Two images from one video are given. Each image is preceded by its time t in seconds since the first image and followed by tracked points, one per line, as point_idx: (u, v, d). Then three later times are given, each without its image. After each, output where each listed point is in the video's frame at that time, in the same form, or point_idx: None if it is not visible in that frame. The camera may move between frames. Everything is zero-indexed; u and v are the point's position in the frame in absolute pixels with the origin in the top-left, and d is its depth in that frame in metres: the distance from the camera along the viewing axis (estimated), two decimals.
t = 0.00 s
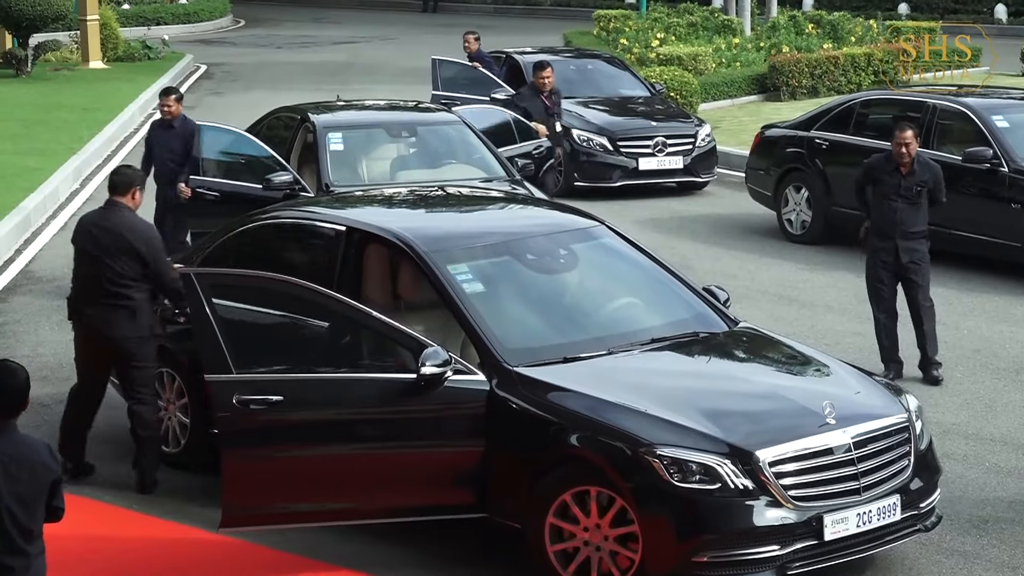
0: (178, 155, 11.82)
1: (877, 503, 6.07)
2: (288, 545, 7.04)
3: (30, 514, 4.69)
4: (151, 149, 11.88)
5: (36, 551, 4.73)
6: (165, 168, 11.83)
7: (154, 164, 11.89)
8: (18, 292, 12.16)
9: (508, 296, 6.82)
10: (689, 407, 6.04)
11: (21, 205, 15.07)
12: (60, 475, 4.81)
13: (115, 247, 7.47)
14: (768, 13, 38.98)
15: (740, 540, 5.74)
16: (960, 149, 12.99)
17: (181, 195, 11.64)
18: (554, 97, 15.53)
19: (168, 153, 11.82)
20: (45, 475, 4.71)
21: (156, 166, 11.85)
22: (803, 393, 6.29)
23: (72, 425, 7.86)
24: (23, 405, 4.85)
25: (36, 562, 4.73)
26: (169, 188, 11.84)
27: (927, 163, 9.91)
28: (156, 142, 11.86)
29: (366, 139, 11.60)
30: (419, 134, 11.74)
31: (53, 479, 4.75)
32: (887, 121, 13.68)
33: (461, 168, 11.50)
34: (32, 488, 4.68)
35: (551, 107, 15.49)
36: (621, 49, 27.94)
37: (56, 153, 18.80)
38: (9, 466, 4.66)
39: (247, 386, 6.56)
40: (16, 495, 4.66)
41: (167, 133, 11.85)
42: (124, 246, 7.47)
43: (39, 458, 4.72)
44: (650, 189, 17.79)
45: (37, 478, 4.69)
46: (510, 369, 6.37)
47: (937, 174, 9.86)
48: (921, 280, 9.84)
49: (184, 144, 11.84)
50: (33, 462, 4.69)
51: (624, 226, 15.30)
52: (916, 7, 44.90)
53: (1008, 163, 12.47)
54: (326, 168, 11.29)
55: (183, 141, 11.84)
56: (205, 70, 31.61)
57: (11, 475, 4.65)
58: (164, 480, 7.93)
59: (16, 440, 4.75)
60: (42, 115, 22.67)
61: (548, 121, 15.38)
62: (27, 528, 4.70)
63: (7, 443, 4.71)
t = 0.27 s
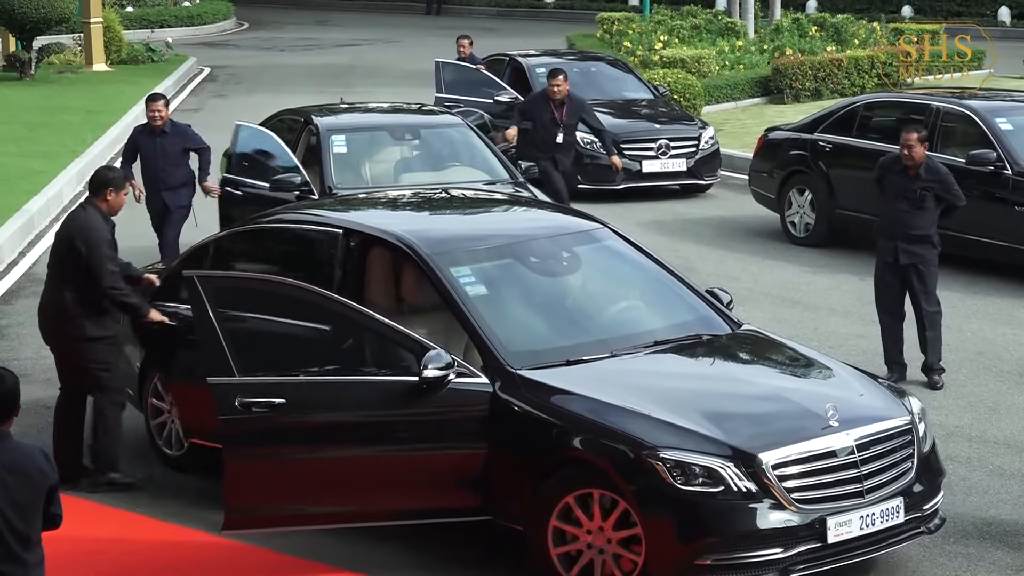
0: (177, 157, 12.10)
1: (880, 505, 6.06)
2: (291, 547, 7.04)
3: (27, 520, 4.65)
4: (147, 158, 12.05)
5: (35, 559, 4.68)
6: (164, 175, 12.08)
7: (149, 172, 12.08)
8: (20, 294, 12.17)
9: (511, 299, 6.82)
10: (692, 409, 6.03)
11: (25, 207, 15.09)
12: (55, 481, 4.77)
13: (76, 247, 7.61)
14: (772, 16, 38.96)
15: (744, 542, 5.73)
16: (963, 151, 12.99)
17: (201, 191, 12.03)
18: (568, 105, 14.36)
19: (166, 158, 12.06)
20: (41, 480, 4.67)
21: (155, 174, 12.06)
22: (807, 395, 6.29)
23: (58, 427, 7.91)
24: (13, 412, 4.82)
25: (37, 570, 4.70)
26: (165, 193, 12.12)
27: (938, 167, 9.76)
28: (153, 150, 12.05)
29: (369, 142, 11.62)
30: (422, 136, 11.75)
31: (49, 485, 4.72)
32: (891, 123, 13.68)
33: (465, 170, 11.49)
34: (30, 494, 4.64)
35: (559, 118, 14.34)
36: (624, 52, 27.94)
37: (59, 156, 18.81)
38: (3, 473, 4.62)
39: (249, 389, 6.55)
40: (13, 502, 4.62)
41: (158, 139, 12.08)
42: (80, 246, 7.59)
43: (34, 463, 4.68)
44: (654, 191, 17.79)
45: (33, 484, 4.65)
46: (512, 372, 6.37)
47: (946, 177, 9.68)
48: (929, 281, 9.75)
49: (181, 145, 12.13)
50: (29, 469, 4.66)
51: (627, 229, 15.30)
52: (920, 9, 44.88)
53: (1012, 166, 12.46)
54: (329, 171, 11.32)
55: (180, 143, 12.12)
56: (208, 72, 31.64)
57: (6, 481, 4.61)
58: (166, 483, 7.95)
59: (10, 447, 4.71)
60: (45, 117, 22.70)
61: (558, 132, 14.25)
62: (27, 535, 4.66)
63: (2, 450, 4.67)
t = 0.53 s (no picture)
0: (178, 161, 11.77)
1: (884, 507, 6.06)
2: (294, 548, 7.04)
3: (26, 526, 4.62)
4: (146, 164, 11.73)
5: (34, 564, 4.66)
6: (165, 180, 11.73)
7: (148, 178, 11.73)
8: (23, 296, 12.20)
9: (515, 300, 6.82)
10: (695, 411, 6.03)
11: (29, 209, 15.12)
12: (52, 484, 4.73)
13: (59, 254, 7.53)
14: (776, 17, 38.96)
15: (748, 544, 5.73)
16: (967, 153, 12.98)
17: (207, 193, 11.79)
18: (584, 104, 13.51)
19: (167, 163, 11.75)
20: (39, 485, 4.64)
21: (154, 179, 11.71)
22: (810, 396, 6.29)
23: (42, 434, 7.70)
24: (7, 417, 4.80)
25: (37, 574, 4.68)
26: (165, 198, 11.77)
27: (948, 171, 9.69)
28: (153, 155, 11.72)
29: (373, 143, 11.64)
30: (425, 138, 11.77)
31: (48, 489, 4.69)
32: (895, 125, 13.69)
33: (469, 172, 11.49)
34: (29, 500, 4.61)
35: (578, 116, 13.50)
36: (628, 53, 27.96)
37: (63, 158, 18.85)
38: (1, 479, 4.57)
39: (254, 391, 6.51)
40: (12, 509, 4.58)
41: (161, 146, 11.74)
42: (65, 252, 7.54)
43: (31, 468, 4.64)
44: (657, 193, 17.80)
45: (31, 489, 4.61)
46: (516, 374, 6.37)
47: (953, 181, 9.61)
48: (936, 285, 9.71)
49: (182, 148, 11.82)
50: (27, 473, 4.62)
51: (630, 230, 15.31)
52: (925, 11, 44.85)
53: (1015, 168, 12.45)
54: (333, 173, 11.35)
55: (180, 147, 11.80)
56: (212, 73, 31.67)
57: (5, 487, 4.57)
58: (170, 485, 7.96)
59: (5, 450, 4.66)
60: (49, 119, 22.73)
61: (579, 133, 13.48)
62: (27, 541, 4.63)
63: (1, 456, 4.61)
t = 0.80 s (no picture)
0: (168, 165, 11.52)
1: (886, 508, 6.05)
2: (296, 550, 7.04)
3: (24, 530, 4.39)
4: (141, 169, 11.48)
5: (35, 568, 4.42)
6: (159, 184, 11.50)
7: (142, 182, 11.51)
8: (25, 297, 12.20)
9: (517, 301, 6.82)
10: (697, 411, 6.03)
11: (31, 210, 15.12)
12: (51, 484, 4.51)
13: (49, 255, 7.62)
14: (778, 18, 38.96)
15: (750, 544, 5.73)
16: (969, 154, 12.98)
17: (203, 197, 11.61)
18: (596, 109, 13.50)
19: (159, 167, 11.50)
20: (37, 486, 4.42)
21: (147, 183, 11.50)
22: (812, 397, 6.29)
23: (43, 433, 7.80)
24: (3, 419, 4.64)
25: None
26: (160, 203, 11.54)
27: (954, 175, 9.69)
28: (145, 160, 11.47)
29: (375, 144, 11.64)
30: (428, 138, 11.77)
31: (46, 489, 4.46)
32: (897, 126, 13.69)
33: (471, 172, 11.48)
34: (25, 501, 4.39)
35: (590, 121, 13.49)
36: (630, 54, 27.96)
37: (65, 158, 18.86)
38: None
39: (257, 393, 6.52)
40: (9, 513, 4.36)
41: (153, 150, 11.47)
42: (58, 252, 7.59)
43: (26, 469, 4.42)
44: (660, 194, 17.80)
45: (30, 491, 4.40)
46: (518, 375, 6.36)
47: (959, 186, 9.62)
48: (941, 287, 9.71)
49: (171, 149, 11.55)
50: (23, 475, 4.40)
51: (633, 231, 15.29)
52: (927, 11, 44.82)
53: (1018, 168, 12.45)
54: (335, 173, 11.37)
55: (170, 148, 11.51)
56: (214, 74, 31.68)
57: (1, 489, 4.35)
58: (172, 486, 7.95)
59: None
60: (52, 120, 22.73)
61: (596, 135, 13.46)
62: (27, 544, 4.40)
63: None
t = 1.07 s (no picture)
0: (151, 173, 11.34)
1: (887, 508, 6.05)
2: (297, 550, 7.03)
3: (20, 531, 4.37)
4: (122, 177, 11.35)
5: (30, 569, 4.39)
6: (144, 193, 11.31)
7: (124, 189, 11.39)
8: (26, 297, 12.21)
9: (518, 302, 6.81)
10: (698, 411, 6.02)
11: (32, 210, 15.13)
12: (43, 487, 4.51)
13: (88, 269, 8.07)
14: (779, 18, 38.95)
15: (752, 545, 5.72)
16: (971, 154, 12.98)
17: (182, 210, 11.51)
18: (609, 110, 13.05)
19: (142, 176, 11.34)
20: (29, 488, 4.40)
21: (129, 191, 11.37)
22: (813, 397, 6.29)
23: (59, 438, 7.74)
24: None
25: None
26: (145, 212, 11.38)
27: (959, 179, 9.60)
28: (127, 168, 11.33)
29: (376, 143, 11.64)
30: (429, 138, 11.76)
31: (40, 491, 4.46)
32: (898, 126, 13.67)
33: (472, 172, 11.47)
34: (22, 503, 4.38)
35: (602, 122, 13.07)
36: (631, 54, 27.95)
37: (67, 157, 18.87)
38: None
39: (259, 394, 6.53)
40: (7, 515, 4.33)
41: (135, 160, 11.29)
42: (94, 264, 8.03)
43: (20, 471, 4.42)
44: (661, 193, 17.80)
45: (25, 492, 4.38)
46: (519, 375, 6.35)
47: (962, 188, 9.53)
48: (943, 286, 9.68)
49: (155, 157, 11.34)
50: (15, 477, 4.38)
51: (634, 231, 15.29)
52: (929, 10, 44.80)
53: (1019, 168, 12.44)
54: (337, 173, 11.37)
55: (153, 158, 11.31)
56: (215, 74, 31.68)
57: None
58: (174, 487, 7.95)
59: None
60: (53, 119, 22.74)
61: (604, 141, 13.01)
62: (24, 545, 4.38)
63: None
